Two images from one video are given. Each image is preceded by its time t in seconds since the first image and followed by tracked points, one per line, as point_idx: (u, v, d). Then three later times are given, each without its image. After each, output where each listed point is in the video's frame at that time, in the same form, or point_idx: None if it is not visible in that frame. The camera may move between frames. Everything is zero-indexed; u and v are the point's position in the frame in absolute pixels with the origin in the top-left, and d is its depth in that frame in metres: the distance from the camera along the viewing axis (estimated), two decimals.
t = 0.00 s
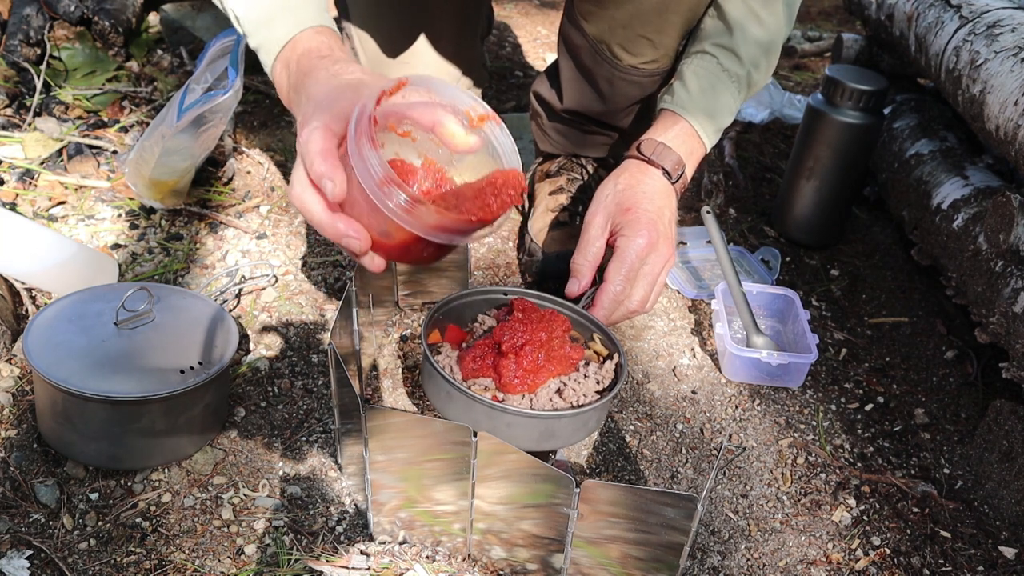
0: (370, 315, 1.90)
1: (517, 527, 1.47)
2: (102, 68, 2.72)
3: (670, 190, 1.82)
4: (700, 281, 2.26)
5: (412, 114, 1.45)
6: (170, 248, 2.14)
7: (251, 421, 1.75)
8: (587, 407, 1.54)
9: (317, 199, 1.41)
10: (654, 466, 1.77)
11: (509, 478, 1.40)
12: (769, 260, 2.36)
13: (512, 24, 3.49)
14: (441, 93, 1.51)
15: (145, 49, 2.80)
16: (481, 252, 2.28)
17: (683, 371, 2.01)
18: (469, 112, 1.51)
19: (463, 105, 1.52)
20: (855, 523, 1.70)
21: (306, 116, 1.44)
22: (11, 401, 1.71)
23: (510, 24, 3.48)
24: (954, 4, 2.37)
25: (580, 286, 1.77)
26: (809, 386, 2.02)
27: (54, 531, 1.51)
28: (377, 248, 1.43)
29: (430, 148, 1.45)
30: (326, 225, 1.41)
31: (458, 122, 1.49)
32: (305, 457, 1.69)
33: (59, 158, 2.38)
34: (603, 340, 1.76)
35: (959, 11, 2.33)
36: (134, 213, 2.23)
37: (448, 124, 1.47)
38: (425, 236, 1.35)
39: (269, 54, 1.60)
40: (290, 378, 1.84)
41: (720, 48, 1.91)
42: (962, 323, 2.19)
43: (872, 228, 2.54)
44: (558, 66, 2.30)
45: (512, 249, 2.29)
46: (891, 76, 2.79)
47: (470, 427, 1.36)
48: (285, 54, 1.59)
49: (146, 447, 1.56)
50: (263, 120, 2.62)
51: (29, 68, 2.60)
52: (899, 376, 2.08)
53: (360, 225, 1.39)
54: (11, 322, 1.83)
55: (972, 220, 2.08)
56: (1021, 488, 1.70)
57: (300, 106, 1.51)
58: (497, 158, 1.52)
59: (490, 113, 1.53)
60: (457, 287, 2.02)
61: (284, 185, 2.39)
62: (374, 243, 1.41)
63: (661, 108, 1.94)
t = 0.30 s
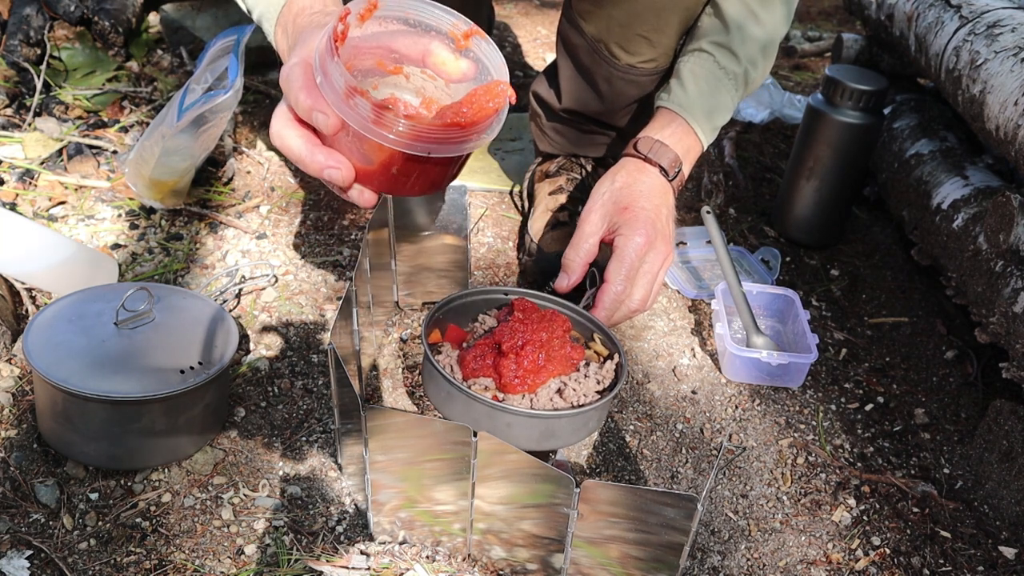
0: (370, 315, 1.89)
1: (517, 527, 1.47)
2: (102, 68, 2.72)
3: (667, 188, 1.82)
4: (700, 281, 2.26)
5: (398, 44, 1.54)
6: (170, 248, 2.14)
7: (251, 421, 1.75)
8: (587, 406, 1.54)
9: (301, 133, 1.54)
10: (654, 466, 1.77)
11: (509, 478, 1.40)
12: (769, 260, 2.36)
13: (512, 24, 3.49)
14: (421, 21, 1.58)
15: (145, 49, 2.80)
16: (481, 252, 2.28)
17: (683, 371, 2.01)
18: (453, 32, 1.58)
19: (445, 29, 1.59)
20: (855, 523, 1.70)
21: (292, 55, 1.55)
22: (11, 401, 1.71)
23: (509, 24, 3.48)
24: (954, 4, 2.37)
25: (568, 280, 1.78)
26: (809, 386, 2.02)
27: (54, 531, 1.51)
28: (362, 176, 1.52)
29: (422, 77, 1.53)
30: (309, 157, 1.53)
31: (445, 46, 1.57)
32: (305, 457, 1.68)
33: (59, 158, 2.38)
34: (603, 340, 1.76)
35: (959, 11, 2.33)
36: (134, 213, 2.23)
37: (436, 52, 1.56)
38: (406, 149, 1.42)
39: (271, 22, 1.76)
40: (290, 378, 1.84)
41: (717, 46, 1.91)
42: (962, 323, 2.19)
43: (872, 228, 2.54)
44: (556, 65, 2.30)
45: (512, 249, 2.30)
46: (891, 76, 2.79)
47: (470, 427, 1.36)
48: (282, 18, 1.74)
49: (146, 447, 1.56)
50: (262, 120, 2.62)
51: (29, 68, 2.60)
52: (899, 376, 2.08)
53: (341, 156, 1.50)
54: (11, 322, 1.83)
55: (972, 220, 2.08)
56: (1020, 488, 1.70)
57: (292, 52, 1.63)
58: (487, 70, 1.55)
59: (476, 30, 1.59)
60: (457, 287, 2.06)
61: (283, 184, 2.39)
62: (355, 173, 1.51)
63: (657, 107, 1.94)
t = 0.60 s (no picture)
0: (370, 316, 1.89)
1: (517, 527, 1.47)
2: (102, 68, 2.72)
3: (669, 187, 1.81)
4: (700, 281, 2.26)
5: (398, 32, 1.53)
6: (170, 248, 2.14)
7: (251, 421, 1.75)
8: (587, 406, 1.54)
9: (301, 121, 1.52)
10: (654, 467, 1.77)
11: (509, 478, 1.40)
12: (769, 260, 2.36)
13: (512, 24, 3.49)
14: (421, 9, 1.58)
15: (145, 49, 2.80)
16: (481, 252, 2.28)
17: (683, 371, 2.01)
18: (453, 19, 1.58)
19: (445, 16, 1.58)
20: (855, 523, 1.70)
21: (292, 41, 1.55)
22: (11, 401, 1.71)
23: (509, 24, 3.48)
24: (954, 4, 2.37)
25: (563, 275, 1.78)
26: (809, 386, 2.02)
27: (54, 531, 1.51)
28: (363, 161, 1.52)
29: (422, 65, 1.53)
30: (311, 145, 1.51)
31: (445, 34, 1.57)
32: (305, 457, 1.69)
33: (59, 158, 2.38)
34: (603, 340, 1.76)
35: (959, 11, 2.33)
36: (134, 213, 2.23)
37: (436, 40, 1.56)
38: (407, 133, 1.43)
39: (271, 15, 1.78)
40: (290, 378, 1.84)
41: (717, 45, 1.92)
42: (962, 324, 2.19)
43: (872, 228, 2.54)
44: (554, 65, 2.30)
45: (512, 249, 2.30)
46: (891, 76, 2.79)
47: (470, 427, 1.36)
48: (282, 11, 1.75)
49: (146, 448, 1.56)
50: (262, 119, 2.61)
51: (29, 68, 2.60)
52: (899, 376, 2.08)
53: (343, 142, 1.49)
54: (11, 322, 1.83)
55: (972, 220, 2.08)
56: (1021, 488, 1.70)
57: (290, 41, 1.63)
58: (487, 57, 1.55)
59: (475, 17, 1.58)
60: (457, 287, 2.06)
61: (283, 184, 2.39)
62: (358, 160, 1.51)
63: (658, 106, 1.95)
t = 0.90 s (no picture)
0: (370, 316, 1.89)
1: (517, 527, 1.47)
2: (102, 68, 2.72)
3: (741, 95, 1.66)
4: (700, 281, 2.26)
5: None
6: (170, 248, 2.14)
7: (251, 421, 1.75)
8: (587, 406, 1.54)
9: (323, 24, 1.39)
10: (654, 467, 1.77)
11: (509, 478, 1.40)
12: (769, 260, 2.37)
13: (511, 24, 3.49)
14: None
15: (145, 49, 2.80)
16: (481, 252, 2.28)
17: (683, 371, 2.01)
18: None
19: None
20: (855, 523, 1.70)
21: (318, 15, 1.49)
22: (11, 401, 1.71)
23: (509, 24, 3.48)
24: (954, 4, 2.37)
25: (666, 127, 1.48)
26: (809, 386, 2.02)
27: (54, 531, 1.51)
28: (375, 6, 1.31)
29: None
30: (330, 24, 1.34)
31: None
32: (305, 457, 1.69)
33: (59, 158, 2.38)
34: (603, 340, 1.78)
35: (959, 11, 2.33)
36: (134, 213, 2.23)
37: None
38: None
39: None
40: (290, 378, 1.84)
41: None
42: (962, 324, 2.19)
43: (872, 228, 2.54)
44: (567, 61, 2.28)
45: (512, 249, 2.30)
46: (891, 76, 2.79)
47: (470, 426, 1.36)
48: None
49: (147, 448, 1.56)
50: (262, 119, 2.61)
51: (29, 68, 2.60)
52: (899, 376, 2.08)
53: None
54: (11, 322, 1.83)
55: (972, 220, 2.08)
56: (1020, 488, 1.70)
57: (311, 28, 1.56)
58: None
59: None
60: (456, 287, 2.06)
61: (283, 185, 2.40)
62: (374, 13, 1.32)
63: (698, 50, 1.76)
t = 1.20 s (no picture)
0: (370, 315, 1.89)
1: (517, 527, 1.47)
2: (102, 68, 2.72)
3: None
4: (700, 281, 2.26)
5: None
6: (170, 248, 2.14)
7: (251, 421, 1.75)
8: (588, 406, 1.54)
9: None
10: (654, 466, 1.77)
11: (509, 478, 1.40)
12: (769, 260, 2.37)
13: (511, 24, 3.49)
14: None
15: (145, 49, 2.80)
16: (481, 251, 2.28)
17: (683, 371, 2.01)
18: None
19: None
20: (855, 523, 1.70)
21: None
22: (11, 401, 1.71)
23: (508, 24, 3.49)
24: (954, 4, 2.37)
25: None
26: (809, 386, 2.02)
27: (54, 531, 1.51)
28: None
29: None
30: None
31: None
32: (305, 457, 1.69)
33: (59, 158, 2.38)
34: (603, 340, 1.78)
35: (959, 12, 2.33)
36: (134, 213, 2.23)
37: None
38: None
39: None
40: (290, 378, 1.84)
41: None
42: (962, 324, 2.19)
43: (872, 228, 2.54)
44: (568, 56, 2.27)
45: (512, 249, 2.30)
46: (891, 76, 2.79)
47: (470, 426, 1.36)
48: None
49: (146, 447, 1.56)
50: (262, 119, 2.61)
51: (29, 68, 2.60)
52: (899, 376, 2.08)
53: None
54: (11, 322, 1.83)
55: (972, 220, 2.08)
56: (1021, 488, 1.70)
57: None
58: None
59: None
60: (456, 287, 2.06)
61: (283, 185, 2.40)
62: None
63: None
